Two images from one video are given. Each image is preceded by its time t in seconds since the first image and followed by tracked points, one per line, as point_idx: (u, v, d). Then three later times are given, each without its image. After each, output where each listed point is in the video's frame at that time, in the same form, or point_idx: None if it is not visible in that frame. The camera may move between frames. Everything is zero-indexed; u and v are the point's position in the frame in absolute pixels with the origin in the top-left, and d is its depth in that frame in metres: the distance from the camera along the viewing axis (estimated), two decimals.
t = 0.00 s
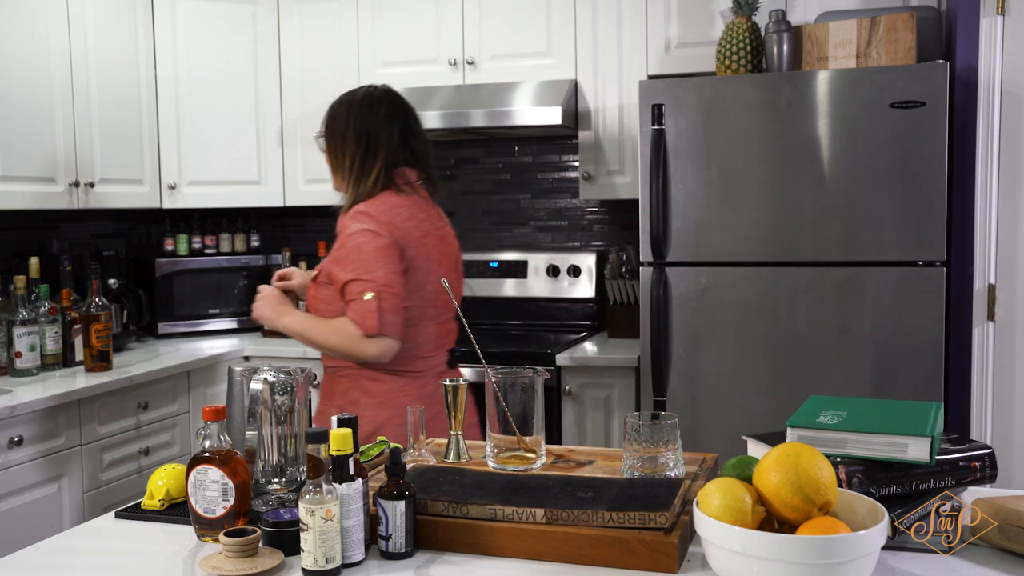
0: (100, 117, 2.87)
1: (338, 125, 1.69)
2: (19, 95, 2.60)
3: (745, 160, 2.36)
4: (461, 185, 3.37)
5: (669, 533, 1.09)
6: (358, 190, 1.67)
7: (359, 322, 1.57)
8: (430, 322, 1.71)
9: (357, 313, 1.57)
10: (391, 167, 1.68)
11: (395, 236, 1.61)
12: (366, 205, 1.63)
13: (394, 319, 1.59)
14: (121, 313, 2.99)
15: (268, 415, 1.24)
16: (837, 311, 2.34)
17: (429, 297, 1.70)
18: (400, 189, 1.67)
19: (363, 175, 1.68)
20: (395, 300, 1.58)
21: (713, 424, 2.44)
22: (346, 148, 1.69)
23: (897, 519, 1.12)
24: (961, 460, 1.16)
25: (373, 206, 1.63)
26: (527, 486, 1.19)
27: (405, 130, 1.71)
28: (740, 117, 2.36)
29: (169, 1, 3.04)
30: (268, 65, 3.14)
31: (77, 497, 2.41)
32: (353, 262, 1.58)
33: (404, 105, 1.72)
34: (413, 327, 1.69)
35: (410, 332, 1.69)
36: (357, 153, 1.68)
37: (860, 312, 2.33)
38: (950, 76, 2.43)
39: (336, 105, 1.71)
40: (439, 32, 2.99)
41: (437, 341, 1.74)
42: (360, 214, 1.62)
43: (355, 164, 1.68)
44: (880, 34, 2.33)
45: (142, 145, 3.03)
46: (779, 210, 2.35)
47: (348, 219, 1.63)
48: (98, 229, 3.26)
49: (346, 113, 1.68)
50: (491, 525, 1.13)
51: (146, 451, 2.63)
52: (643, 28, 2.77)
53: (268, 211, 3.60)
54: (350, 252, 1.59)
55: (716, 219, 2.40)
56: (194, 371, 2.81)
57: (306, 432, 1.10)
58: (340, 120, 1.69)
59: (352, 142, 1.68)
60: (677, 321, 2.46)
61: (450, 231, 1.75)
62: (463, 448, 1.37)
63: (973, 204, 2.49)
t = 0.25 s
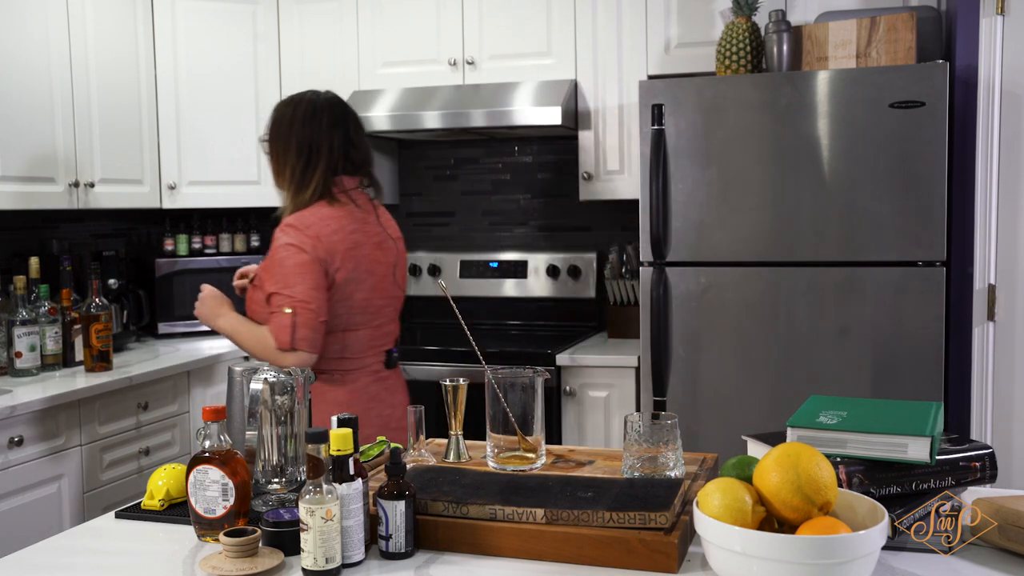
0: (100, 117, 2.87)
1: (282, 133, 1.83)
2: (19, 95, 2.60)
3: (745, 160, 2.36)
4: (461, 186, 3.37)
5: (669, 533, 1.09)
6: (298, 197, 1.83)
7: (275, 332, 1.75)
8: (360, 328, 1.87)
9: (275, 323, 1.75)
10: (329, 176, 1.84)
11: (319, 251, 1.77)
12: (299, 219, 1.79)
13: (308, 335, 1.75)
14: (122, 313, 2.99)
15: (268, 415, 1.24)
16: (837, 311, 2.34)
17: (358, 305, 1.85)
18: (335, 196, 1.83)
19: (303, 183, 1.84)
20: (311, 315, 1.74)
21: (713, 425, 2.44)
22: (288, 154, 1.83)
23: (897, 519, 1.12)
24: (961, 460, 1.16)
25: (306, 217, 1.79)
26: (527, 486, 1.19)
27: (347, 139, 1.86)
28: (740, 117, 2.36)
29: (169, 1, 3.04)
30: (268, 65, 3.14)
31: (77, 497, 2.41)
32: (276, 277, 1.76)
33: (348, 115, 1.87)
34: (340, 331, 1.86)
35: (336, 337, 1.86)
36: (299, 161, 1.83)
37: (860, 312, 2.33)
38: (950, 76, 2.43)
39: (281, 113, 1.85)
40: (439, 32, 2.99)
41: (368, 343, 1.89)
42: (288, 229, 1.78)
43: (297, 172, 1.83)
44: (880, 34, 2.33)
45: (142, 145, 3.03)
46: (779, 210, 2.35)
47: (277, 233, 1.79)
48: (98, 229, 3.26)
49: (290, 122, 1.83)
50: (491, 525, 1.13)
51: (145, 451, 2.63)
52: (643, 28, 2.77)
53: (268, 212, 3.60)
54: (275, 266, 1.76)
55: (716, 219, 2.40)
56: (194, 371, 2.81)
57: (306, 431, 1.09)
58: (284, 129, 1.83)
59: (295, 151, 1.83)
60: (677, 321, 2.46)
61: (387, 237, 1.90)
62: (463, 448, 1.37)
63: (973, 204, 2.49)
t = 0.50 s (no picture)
0: (100, 117, 2.87)
1: (258, 130, 1.95)
2: (19, 95, 2.60)
3: (745, 160, 2.36)
4: (461, 186, 3.37)
5: (669, 533, 1.09)
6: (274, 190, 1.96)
7: (258, 320, 1.85)
8: (336, 316, 2.01)
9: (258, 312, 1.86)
10: (306, 169, 1.99)
11: (301, 241, 1.89)
12: (281, 210, 1.90)
13: (290, 322, 1.86)
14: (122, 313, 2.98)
15: (268, 415, 1.24)
16: (837, 311, 2.34)
17: (334, 293, 1.99)
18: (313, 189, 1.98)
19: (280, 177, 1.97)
20: (292, 303, 1.86)
21: (713, 424, 2.44)
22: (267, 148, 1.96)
23: (897, 519, 1.12)
24: (961, 460, 1.16)
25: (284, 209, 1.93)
26: (527, 486, 1.19)
27: (320, 135, 2.01)
28: (740, 117, 2.36)
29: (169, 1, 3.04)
30: (268, 65, 3.14)
31: (77, 497, 2.41)
32: (257, 269, 1.87)
33: (319, 113, 2.02)
34: (318, 320, 1.99)
35: (315, 326, 1.99)
36: (275, 157, 1.96)
37: (860, 312, 2.33)
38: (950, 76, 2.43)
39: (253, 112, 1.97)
40: (439, 32, 2.99)
41: (343, 332, 2.04)
42: (271, 221, 1.89)
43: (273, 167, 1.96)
44: (880, 34, 2.33)
45: (142, 144, 3.03)
46: (778, 210, 2.35)
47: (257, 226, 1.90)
48: (98, 229, 3.26)
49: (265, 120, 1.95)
50: (491, 525, 1.13)
51: (146, 451, 2.63)
52: (643, 28, 2.77)
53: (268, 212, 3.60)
54: (257, 258, 1.87)
55: (715, 219, 2.40)
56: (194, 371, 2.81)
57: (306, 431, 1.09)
58: (260, 126, 1.95)
59: (273, 147, 1.95)
60: (677, 321, 2.46)
61: (356, 231, 2.04)
62: (463, 448, 1.38)
63: (973, 204, 2.49)
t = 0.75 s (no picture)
0: (100, 117, 2.87)
1: (275, 128, 2.12)
2: (19, 95, 2.59)
3: (745, 160, 2.36)
4: (461, 186, 3.37)
5: (669, 533, 1.09)
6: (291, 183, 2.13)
7: (326, 299, 2.02)
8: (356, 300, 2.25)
9: (323, 293, 2.03)
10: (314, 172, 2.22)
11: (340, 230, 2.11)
12: (313, 199, 2.11)
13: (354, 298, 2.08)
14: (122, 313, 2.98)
15: (268, 415, 1.24)
16: (837, 311, 2.34)
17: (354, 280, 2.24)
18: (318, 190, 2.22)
19: (296, 172, 2.14)
20: (352, 281, 2.08)
21: (713, 424, 2.44)
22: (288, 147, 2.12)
23: (897, 519, 1.12)
24: (961, 460, 1.16)
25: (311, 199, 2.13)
26: (527, 486, 1.19)
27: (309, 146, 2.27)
28: (740, 117, 2.36)
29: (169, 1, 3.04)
30: (268, 65, 3.14)
31: (77, 497, 2.41)
32: (314, 253, 2.04)
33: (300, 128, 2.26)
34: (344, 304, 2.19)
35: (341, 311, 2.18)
36: (290, 153, 2.13)
37: (860, 312, 2.33)
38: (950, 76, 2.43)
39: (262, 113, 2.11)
40: (439, 32, 2.99)
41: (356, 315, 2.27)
42: (314, 211, 2.08)
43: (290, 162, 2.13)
44: (880, 34, 2.33)
45: (142, 144, 3.03)
46: (778, 210, 2.35)
47: (300, 215, 2.06)
48: (98, 229, 3.26)
49: (277, 121, 2.13)
50: (491, 525, 1.13)
51: (146, 451, 2.63)
52: (643, 28, 2.77)
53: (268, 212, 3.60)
54: (308, 244, 2.04)
55: (716, 219, 2.40)
56: (194, 370, 2.81)
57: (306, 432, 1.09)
58: (275, 125, 2.12)
59: (287, 145, 2.13)
60: (677, 321, 2.45)
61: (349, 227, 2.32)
62: (463, 448, 1.38)
63: (973, 204, 2.49)
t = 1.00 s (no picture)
0: (100, 117, 2.87)
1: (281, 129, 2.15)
2: (19, 95, 2.60)
3: (745, 160, 2.36)
4: (461, 186, 3.37)
5: (669, 533, 1.09)
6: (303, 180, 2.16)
7: (367, 285, 2.09)
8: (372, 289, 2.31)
9: (363, 280, 2.09)
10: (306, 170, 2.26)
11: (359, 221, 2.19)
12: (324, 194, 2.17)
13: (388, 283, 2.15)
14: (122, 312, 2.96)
15: (268, 415, 1.24)
16: (837, 311, 2.34)
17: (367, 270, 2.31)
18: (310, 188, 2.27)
19: (303, 171, 2.18)
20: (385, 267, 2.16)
21: (713, 424, 2.44)
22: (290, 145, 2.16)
23: (897, 519, 1.12)
24: (961, 460, 1.16)
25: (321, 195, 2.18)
26: (527, 486, 1.19)
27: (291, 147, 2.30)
28: (740, 117, 2.36)
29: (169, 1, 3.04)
30: (268, 65, 3.14)
31: (77, 497, 2.41)
32: (346, 243, 2.11)
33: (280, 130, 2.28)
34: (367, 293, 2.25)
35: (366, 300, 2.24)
36: (297, 153, 2.17)
37: (860, 311, 2.33)
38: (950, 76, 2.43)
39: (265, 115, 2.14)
40: (439, 31, 2.99)
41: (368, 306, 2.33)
42: (335, 204, 2.14)
43: (299, 161, 2.17)
44: (880, 34, 2.33)
45: (142, 144, 3.03)
46: (778, 210, 2.35)
47: (323, 208, 2.12)
48: (98, 229, 3.26)
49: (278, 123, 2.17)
50: (490, 525, 1.13)
51: (146, 451, 2.63)
52: (643, 28, 2.77)
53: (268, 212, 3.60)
54: (337, 235, 2.10)
55: (715, 218, 2.40)
56: (194, 371, 2.81)
57: (306, 431, 1.09)
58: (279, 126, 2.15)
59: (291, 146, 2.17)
60: (677, 321, 2.46)
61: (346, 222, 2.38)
62: (463, 448, 1.37)
63: (973, 203, 2.49)
